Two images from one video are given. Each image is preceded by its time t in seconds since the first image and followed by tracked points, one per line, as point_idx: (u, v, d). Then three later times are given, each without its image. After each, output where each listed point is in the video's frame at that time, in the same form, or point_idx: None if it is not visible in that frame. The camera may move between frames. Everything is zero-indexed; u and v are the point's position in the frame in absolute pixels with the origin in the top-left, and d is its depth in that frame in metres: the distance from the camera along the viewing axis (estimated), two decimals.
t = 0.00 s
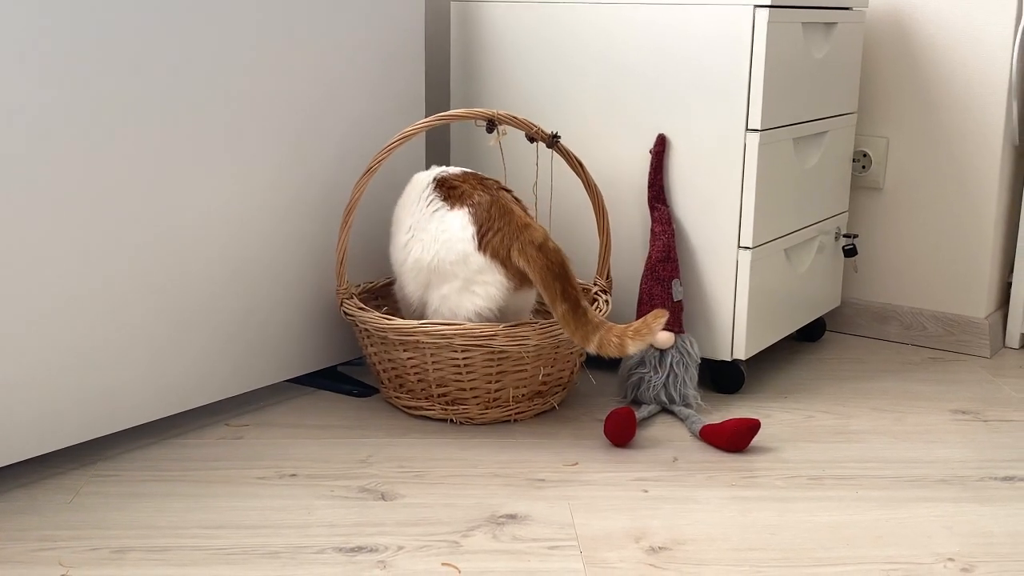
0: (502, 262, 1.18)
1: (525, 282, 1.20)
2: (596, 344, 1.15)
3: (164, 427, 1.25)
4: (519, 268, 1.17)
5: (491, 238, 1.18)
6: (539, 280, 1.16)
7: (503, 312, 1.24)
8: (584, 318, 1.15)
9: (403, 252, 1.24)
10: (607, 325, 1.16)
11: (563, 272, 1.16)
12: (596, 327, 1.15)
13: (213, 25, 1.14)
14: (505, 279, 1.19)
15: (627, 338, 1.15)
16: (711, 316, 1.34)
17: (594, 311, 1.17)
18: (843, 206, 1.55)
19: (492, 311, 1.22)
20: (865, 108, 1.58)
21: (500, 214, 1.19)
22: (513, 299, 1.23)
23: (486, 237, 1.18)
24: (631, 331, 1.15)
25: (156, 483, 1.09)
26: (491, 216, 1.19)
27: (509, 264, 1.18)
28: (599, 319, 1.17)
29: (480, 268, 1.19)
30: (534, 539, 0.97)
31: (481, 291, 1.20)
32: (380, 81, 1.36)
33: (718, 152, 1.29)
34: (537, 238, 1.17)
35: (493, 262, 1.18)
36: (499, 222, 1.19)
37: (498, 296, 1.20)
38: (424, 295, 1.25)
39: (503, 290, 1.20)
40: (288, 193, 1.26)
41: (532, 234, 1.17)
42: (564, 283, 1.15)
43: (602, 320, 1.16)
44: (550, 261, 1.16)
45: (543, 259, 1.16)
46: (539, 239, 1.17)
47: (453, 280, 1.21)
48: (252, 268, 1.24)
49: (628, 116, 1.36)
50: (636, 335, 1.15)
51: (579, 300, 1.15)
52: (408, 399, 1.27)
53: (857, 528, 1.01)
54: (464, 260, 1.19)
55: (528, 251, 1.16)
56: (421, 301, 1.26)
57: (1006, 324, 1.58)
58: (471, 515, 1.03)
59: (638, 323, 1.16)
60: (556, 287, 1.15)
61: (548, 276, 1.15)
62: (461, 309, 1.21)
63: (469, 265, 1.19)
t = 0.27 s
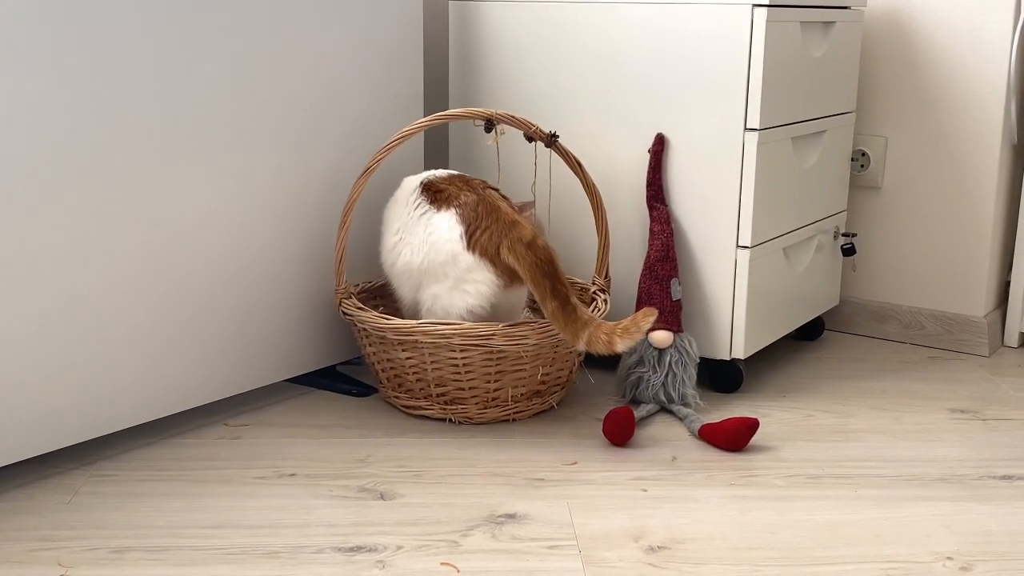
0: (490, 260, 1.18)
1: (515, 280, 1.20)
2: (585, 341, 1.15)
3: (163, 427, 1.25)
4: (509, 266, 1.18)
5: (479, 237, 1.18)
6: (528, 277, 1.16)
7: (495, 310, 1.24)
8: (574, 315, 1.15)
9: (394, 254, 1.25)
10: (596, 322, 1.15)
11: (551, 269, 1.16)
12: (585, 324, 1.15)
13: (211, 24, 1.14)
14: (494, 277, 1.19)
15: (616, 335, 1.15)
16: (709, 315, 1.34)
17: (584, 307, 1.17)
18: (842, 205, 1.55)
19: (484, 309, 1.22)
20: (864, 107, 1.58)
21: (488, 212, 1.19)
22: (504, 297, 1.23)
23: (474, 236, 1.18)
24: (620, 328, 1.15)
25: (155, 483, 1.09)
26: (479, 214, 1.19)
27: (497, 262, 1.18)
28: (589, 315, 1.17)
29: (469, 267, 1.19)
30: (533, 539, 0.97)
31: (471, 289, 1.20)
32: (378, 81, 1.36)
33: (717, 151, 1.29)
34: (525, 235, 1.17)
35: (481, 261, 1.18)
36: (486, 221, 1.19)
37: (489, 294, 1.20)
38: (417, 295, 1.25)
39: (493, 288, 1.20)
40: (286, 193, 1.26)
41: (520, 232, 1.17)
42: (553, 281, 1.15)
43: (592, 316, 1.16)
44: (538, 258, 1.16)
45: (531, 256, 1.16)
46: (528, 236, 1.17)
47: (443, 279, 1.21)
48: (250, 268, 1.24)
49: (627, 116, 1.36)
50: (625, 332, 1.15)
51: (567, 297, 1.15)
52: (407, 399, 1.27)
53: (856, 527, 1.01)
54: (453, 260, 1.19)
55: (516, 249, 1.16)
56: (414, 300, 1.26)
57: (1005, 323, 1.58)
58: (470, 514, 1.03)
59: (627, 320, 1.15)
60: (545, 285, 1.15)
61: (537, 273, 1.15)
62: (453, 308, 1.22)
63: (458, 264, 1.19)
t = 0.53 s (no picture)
0: (477, 256, 1.18)
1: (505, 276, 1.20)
2: (575, 335, 1.15)
3: (162, 426, 1.25)
4: (497, 261, 1.18)
5: (465, 233, 1.19)
6: (517, 273, 1.16)
7: (487, 307, 1.24)
8: (563, 309, 1.15)
9: (385, 254, 1.26)
10: (585, 315, 1.15)
11: (539, 264, 1.16)
12: (575, 317, 1.15)
13: (210, 23, 1.13)
14: (482, 273, 1.19)
15: (605, 329, 1.15)
16: (708, 314, 1.35)
17: (573, 301, 1.16)
18: (840, 204, 1.55)
19: (475, 305, 1.22)
20: (862, 105, 1.58)
21: (473, 208, 1.20)
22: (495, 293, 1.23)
23: (460, 233, 1.19)
24: (608, 321, 1.15)
25: (154, 482, 1.09)
26: (465, 211, 1.20)
27: (485, 258, 1.18)
28: (578, 309, 1.17)
29: (456, 263, 1.19)
30: (532, 537, 0.98)
31: (460, 286, 1.20)
32: (376, 79, 1.36)
33: (715, 150, 1.29)
34: (512, 230, 1.17)
35: (468, 256, 1.19)
36: (472, 217, 1.19)
37: (478, 290, 1.20)
38: (409, 294, 1.26)
39: (482, 284, 1.20)
40: (285, 192, 1.26)
41: (506, 227, 1.17)
42: (541, 275, 1.15)
43: (581, 309, 1.16)
44: (525, 253, 1.16)
45: (519, 251, 1.16)
46: (515, 231, 1.17)
47: (433, 276, 1.22)
48: (249, 267, 1.24)
49: (626, 114, 1.36)
50: (614, 326, 1.15)
51: (556, 291, 1.15)
52: (406, 398, 1.27)
53: (854, 525, 1.01)
54: (441, 257, 1.20)
55: (503, 244, 1.17)
56: (407, 299, 1.26)
57: (1004, 321, 1.58)
58: (470, 512, 1.03)
59: (615, 313, 1.15)
60: (533, 279, 1.15)
61: (526, 267, 1.15)
62: (443, 306, 1.22)
63: (446, 261, 1.20)
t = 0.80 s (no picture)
0: (471, 253, 1.18)
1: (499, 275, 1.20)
2: (567, 335, 1.15)
3: (160, 427, 1.25)
4: (490, 259, 1.18)
5: (459, 230, 1.19)
6: (510, 271, 1.16)
7: (482, 306, 1.24)
8: (555, 308, 1.15)
9: (382, 253, 1.26)
10: (578, 316, 1.15)
11: (531, 262, 1.16)
12: (567, 317, 1.15)
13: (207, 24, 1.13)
14: (476, 270, 1.20)
15: (597, 330, 1.15)
16: (706, 313, 1.35)
17: (565, 301, 1.16)
18: (838, 203, 1.55)
19: (470, 303, 1.22)
20: (860, 104, 1.58)
21: (466, 206, 1.20)
22: (489, 291, 1.23)
23: (453, 230, 1.19)
24: (599, 323, 1.15)
25: (152, 483, 1.09)
26: (458, 209, 1.20)
27: (478, 255, 1.18)
28: (570, 309, 1.16)
29: (449, 261, 1.19)
30: (531, 537, 0.98)
31: (453, 284, 1.20)
32: (374, 79, 1.36)
33: (713, 150, 1.29)
34: (505, 229, 1.17)
35: (461, 254, 1.19)
36: (466, 215, 1.19)
37: (472, 288, 1.21)
38: (404, 292, 1.26)
39: (476, 282, 1.20)
40: (283, 192, 1.26)
41: (500, 225, 1.17)
42: (534, 274, 1.15)
43: (573, 309, 1.16)
44: (518, 251, 1.16)
45: (512, 249, 1.16)
46: (507, 229, 1.17)
47: (427, 275, 1.22)
48: (247, 267, 1.24)
49: (624, 113, 1.36)
50: (605, 328, 1.15)
51: (549, 291, 1.14)
52: (405, 398, 1.27)
53: (853, 525, 1.01)
54: (435, 255, 1.20)
55: (497, 242, 1.17)
56: (403, 298, 1.27)
57: (1002, 320, 1.58)
58: (468, 513, 1.03)
59: (608, 314, 1.15)
60: (526, 278, 1.15)
61: (518, 265, 1.15)
62: (438, 304, 1.22)
63: (439, 259, 1.20)
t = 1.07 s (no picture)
0: (463, 251, 1.19)
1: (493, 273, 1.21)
2: (561, 333, 1.15)
3: (157, 426, 1.25)
4: (483, 256, 1.18)
5: (451, 228, 1.19)
6: (504, 268, 1.16)
7: (476, 304, 1.24)
8: (550, 306, 1.15)
9: (380, 252, 1.26)
10: (572, 314, 1.16)
11: (525, 260, 1.16)
12: (561, 315, 1.15)
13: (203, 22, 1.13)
14: (469, 268, 1.20)
15: (591, 329, 1.15)
16: (703, 311, 1.35)
17: (560, 298, 1.17)
18: (835, 201, 1.55)
19: (464, 301, 1.22)
20: (857, 102, 1.58)
21: (460, 204, 1.20)
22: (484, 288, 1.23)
23: (446, 228, 1.20)
24: (594, 320, 1.16)
25: (149, 482, 1.09)
26: (452, 206, 1.20)
27: (471, 253, 1.18)
28: (565, 306, 1.17)
29: (442, 259, 1.19)
30: (528, 535, 0.98)
31: (447, 281, 1.20)
32: (371, 77, 1.36)
33: (709, 148, 1.29)
34: (498, 226, 1.17)
35: (454, 252, 1.19)
36: (459, 212, 1.20)
37: (466, 285, 1.21)
38: (400, 290, 1.26)
39: (469, 279, 1.20)
40: (279, 190, 1.26)
41: (493, 223, 1.17)
42: (528, 272, 1.15)
43: (568, 307, 1.16)
44: (512, 249, 1.16)
45: (506, 247, 1.16)
46: (500, 226, 1.17)
47: (420, 273, 1.22)
48: (244, 266, 1.24)
49: (621, 111, 1.36)
50: (600, 325, 1.16)
51: (543, 289, 1.15)
52: (402, 396, 1.27)
53: (850, 522, 1.01)
54: (428, 253, 1.20)
55: (490, 239, 1.17)
56: (399, 296, 1.27)
57: (999, 317, 1.58)
58: (465, 511, 1.03)
59: (602, 312, 1.16)
60: (520, 276, 1.15)
61: (512, 263, 1.16)
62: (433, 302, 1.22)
63: (432, 257, 1.20)
